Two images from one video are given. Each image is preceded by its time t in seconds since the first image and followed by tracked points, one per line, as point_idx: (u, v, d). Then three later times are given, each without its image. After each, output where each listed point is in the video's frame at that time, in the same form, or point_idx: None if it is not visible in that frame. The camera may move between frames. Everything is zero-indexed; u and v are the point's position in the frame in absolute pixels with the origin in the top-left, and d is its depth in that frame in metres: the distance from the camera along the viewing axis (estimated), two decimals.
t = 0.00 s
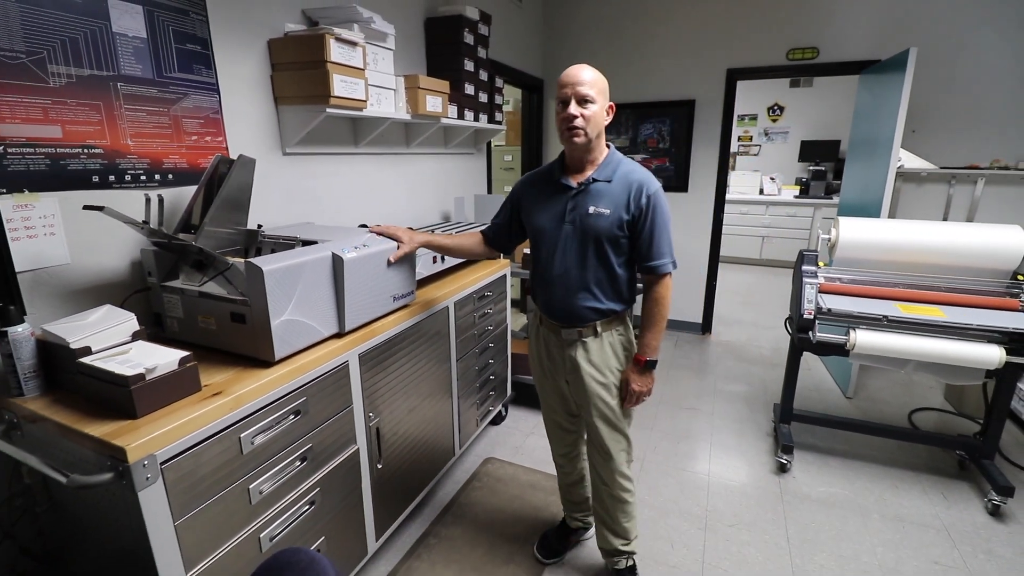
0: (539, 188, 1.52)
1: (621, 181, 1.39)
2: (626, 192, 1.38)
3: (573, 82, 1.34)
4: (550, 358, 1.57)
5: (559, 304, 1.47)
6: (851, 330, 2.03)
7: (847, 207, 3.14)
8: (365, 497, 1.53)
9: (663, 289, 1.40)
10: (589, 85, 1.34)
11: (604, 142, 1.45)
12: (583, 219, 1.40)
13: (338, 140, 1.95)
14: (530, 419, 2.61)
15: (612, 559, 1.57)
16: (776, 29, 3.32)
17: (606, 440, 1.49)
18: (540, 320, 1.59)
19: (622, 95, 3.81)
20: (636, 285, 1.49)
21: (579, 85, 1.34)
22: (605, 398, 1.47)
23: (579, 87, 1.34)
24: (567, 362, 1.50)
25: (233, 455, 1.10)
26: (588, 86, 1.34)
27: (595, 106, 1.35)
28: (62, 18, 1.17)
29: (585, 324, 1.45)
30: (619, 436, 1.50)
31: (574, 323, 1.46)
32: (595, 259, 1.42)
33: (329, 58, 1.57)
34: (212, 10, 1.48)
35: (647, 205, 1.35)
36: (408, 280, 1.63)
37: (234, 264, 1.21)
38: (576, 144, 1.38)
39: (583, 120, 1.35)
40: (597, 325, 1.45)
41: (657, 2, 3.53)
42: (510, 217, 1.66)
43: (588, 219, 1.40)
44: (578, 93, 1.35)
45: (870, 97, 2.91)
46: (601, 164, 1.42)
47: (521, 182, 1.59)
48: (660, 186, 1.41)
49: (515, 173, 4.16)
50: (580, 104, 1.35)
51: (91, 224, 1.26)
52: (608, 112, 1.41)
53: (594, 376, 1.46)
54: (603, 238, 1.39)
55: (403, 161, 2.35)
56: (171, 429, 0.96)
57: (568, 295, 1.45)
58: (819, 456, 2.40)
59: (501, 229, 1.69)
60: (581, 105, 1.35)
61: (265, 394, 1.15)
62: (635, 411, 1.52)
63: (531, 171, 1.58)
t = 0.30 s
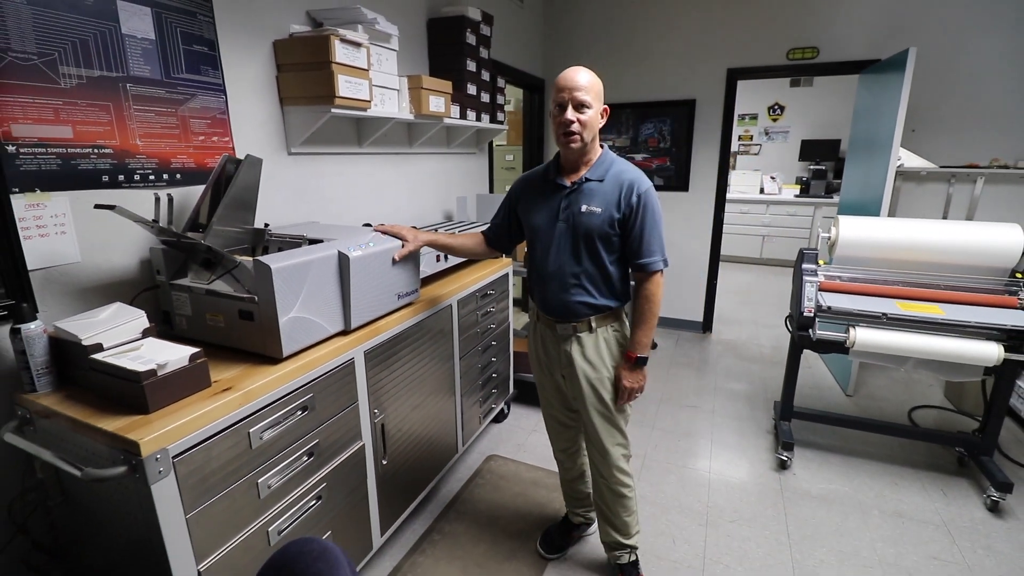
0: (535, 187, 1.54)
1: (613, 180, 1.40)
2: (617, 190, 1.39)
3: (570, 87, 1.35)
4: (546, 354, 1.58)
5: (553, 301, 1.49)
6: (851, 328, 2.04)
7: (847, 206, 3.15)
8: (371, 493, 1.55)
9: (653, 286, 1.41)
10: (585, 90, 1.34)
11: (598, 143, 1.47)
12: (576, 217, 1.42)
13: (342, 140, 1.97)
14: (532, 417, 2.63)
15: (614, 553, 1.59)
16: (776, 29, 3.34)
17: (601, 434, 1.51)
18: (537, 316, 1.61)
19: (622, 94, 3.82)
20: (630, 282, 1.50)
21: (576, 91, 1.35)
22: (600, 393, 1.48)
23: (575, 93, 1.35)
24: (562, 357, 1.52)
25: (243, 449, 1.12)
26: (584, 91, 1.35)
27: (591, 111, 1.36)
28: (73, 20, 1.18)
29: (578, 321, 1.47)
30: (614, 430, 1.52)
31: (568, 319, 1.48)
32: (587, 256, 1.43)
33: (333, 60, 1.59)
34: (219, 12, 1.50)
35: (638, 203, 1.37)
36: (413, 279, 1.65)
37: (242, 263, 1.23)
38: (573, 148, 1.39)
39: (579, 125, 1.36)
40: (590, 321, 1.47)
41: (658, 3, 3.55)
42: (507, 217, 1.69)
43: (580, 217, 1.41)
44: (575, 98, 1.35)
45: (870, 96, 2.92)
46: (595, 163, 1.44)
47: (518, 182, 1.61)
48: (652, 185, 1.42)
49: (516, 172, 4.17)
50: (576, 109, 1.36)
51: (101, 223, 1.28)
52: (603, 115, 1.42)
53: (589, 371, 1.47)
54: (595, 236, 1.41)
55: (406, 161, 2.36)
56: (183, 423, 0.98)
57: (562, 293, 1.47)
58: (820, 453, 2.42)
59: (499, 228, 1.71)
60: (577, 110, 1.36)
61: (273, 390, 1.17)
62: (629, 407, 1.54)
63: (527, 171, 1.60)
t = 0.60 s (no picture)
0: (538, 188, 1.56)
1: (615, 180, 1.42)
2: (619, 191, 1.41)
3: (571, 91, 1.37)
4: (550, 352, 1.61)
5: (556, 300, 1.51)
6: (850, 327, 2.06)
7: (847, 206, 3.17)
8: (377, 489, 1.57)
9: (654, 285, 1.42)
10: (586, 94, 1.36)
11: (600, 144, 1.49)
12: (579, 217, 1.44)
13: (347, 141, 1.99)
14: (534, 416, 2.65)
15: (618, 549, 1.62)
16: (776, 30, 3.36)
17: (602, 430, 1.53)
18: (540, 315, 1.63)
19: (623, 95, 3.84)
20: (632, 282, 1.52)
21: (577, 94, 1.36)
22: (599, 390, 1.50)
23: (576, 97, 1.36)
24: (565, 355, 1.54)
25: (254, 446, 1.14)
26: (585, 95, 1.37)
27: (592, 113, 1.38)
28: (86, 23, 1.20)
29: (581, 319, 1.49)
30: (612, 427, 1.53)
31: (571, 318, 1.50)
32: (590, 256, 1.45)
33: (340, 62, 1.61)
34: (228, 14, 1.52)
35: (640, 204, 1.39)
36: (418, 279, 1.67)
37: (252, 263, 1.25)
38: (575, 151, 1.41)
39: (581, 128, 1.38)
40: (592, 320, 1.49)
41: (658, 4, 3.57)
42: (511, 217, 1.71)
43: (583, 217, 1.43)
44: (576, 102, 1.37)
45: (869, 98, 2.95)
46: (597, 164, 1.46)
47: (521, 183, 1.63)
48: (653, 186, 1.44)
49: (518, 173, 4.20)
50: (578, 112, 1.38)
51: (113, 223, 1.30)
52: (604, 116, 1.44)
53: (589, 368, 1.50)
54: (597, 236, 1.43)
55: (409, 161, 2.38)
56: (197, 419, 1.00)
57: (564, 292, 1.49)
58: (819, 451, 2.44)
59: (503, 229, 1.73)
60: (578, 113, 1.38)
61: (284, 388, 1.19)
62: (627, 406, 1.53)
63: (530, 172, 1.62)
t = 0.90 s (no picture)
0: (545, 189, 1.58)
1: (622, 183, 1.45)
2: (626, 193, 1.44)
3: (585, 94, 1.39)
4: (556, 351, 1.63)
5: (563, 300, 1.53)
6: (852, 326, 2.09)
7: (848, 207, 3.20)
8: (386, 486, 1.59)
9: (659, 286, 1.45)
10: (599, 97, 1.39)
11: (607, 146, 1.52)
12: (586, 219, 1.46)
13: (355, 143, 2.01)
14: (538, 415, 2.67)
15: (623, 545, 1.63)
16: (778, 33, 3.38)
17: (607, 428, 1.55)
18: (546, 314, 1.66)
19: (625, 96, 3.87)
20: (637, 283, 1.54)
21: (590, 97, 1.39)
22: (604, 388, 1.52)
23: (590, 100, 1.39)
24: (571, 354, 1.56)
25: (268, 442, 1.16)
26: (598, 98, 1.39)
27: (604, 117, 1.42)
28: (103, 28, 1.23)
29: (587, 318, 1.51)
30: (617, 425, 1.55)
31: (577, 317, 1.52)
32: (597, 256, 1.48)
33: (349, 65, 1.63)
34: (238, 18, 1.54)
35: (646, 206, 1.41)
36: (425, 278, 1.69)
37: (265, 263, 1.27)
38: (587, 153, 1.44)
39: (594, 131, 1.41)
40: (598, 320, 1.51)
41: (660, 6, 3.59)
42: (517, 217, 1.73)
43: (590, 219, 1.46)
44: (590, 105, 1.40)
45: (869, 99, 2.97)
46: (604, 166, 1.49)
47: (528, 184, 1.65)
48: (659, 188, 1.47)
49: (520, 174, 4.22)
50: (591, 116, 1.40)
51: (128, 224, 1.32)
52: (614, 119, 1.47)
53: (596, 367, 1.52)
54: (604, 237, 1.45)
55: (415, 163, 2.40)
56: (215, 416, 1.03)
57: (571, 292, 1.52)
58: (821, 450, 2.46)
59: (510, 230, 1.75)
60: (591, 116, 1.40)
61: (297, 385, 1.22)
62: (632, 404, 1.56)
63: (538, 173, 1.64)
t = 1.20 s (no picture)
0: (550, 190, 1.59)
1: (626, 182, 1.47)
2: (630, 192, 1.45)
3: (595, 96, 1.40)
4: (564, 349, 1.64)
5: (570, 299, 1.55)
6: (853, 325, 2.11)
7: (848, 207, 3.22)
8: (394, 483, 1.61)
9: (665, 283, 1.47)
10: (609, 100, 1.41)
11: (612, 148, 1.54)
12: (592, 219, 1.48)
13: (361, 143, 2.03)
14: (542, 413, 2.69)
15: (629, 541, 1.66)
16: (778, 34, 3.40)
17: (615, 424, 1.57)
18: (553, 312, 1.67)
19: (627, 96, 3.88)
20: (643, 280, 1.56)
21: (600, 100, 1.41)
22: (612, 385, 1.54)
23: (600, 103, 1.41)
24: (579, 352, 1.58)
25: (281, 439, 1.18)
26: (608, 101, 1.41)
27: (613, 120, 1.44)
28: (117, 30, 1.24)
29: (595, 317, 1.53)
30: (625, 421, 1.57)
31: (585, 315, 1.54)
32: (604, 255, 1.50)
33: (357, 66, 1.64)
34: (248, 20, 1.56)
35: (651, 205, 1.43)
36: (432, 278, 1.71)
37: (276, 262, 1.29)
38: (594, 155, 1.46)
39: (603, 134, 1.43)
40: (606, 319, 1.53)
41: (662, 7, 3.61)
42: (523, 219, 1.74)
43: (596, 219, 1.47)
44: (600, 108, 1.42)
45: (870, 100, 2.99)
46: (608, 167, 1.50)
47: (533, 185, 1.67)
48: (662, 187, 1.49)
49: (522, 174, 4.24)
50: (600, 118, 1.42)
51: (140, 224, 1.33)
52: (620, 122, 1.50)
53: (605, 364, 1.54)
54: (610, 236, 1.47)
55: (419, 163, 2.42)
56: (231, 413, 1.04)
57: (579, 291, 1.53)
58: (822, 447, 2.49)
59: (515, 231, 1.77)
60: (600, 119, 1.42)
61: (310, 383, 1.23)
62: (641, 400, 1.58)
63: (542, 175, 1.65)
